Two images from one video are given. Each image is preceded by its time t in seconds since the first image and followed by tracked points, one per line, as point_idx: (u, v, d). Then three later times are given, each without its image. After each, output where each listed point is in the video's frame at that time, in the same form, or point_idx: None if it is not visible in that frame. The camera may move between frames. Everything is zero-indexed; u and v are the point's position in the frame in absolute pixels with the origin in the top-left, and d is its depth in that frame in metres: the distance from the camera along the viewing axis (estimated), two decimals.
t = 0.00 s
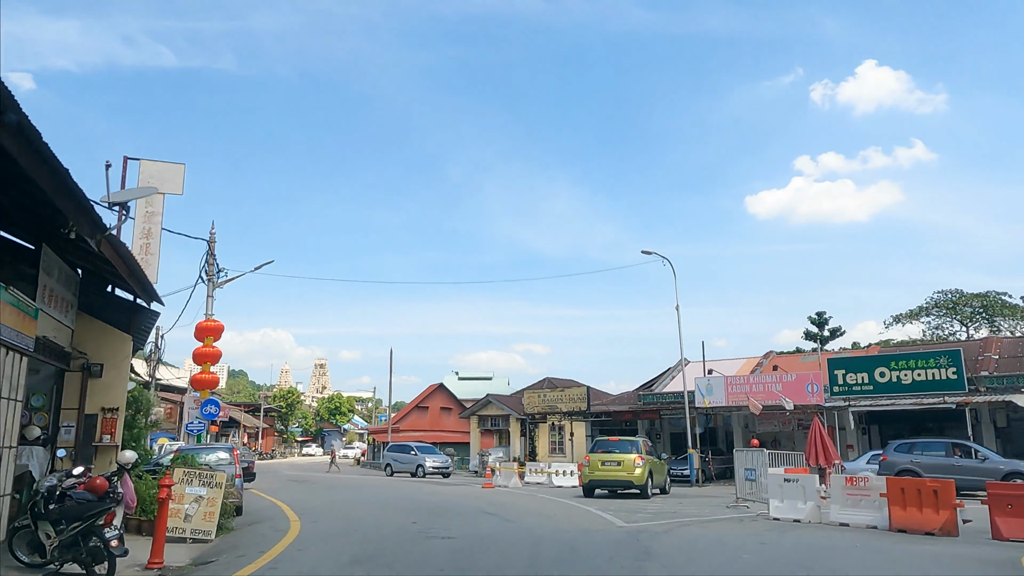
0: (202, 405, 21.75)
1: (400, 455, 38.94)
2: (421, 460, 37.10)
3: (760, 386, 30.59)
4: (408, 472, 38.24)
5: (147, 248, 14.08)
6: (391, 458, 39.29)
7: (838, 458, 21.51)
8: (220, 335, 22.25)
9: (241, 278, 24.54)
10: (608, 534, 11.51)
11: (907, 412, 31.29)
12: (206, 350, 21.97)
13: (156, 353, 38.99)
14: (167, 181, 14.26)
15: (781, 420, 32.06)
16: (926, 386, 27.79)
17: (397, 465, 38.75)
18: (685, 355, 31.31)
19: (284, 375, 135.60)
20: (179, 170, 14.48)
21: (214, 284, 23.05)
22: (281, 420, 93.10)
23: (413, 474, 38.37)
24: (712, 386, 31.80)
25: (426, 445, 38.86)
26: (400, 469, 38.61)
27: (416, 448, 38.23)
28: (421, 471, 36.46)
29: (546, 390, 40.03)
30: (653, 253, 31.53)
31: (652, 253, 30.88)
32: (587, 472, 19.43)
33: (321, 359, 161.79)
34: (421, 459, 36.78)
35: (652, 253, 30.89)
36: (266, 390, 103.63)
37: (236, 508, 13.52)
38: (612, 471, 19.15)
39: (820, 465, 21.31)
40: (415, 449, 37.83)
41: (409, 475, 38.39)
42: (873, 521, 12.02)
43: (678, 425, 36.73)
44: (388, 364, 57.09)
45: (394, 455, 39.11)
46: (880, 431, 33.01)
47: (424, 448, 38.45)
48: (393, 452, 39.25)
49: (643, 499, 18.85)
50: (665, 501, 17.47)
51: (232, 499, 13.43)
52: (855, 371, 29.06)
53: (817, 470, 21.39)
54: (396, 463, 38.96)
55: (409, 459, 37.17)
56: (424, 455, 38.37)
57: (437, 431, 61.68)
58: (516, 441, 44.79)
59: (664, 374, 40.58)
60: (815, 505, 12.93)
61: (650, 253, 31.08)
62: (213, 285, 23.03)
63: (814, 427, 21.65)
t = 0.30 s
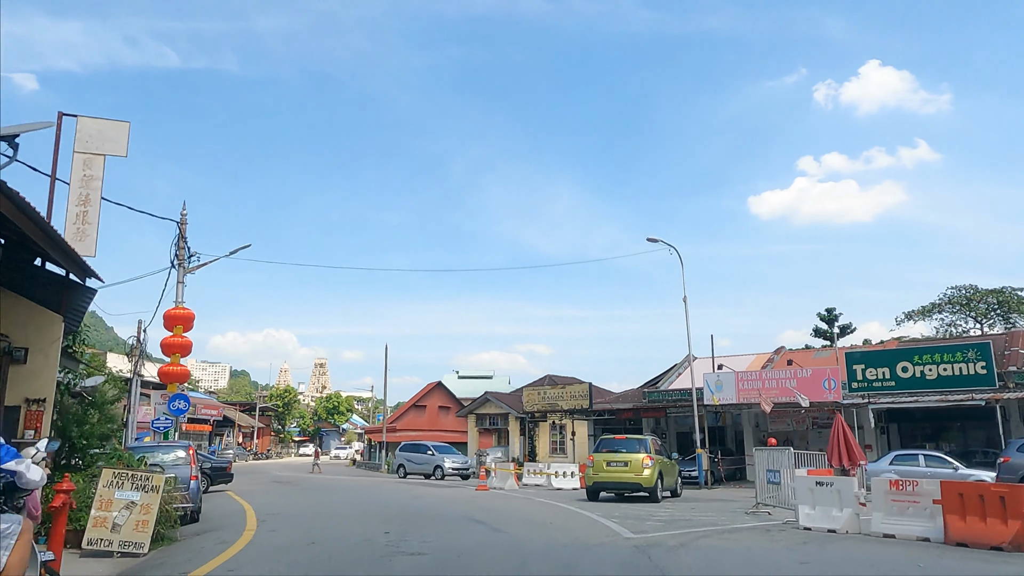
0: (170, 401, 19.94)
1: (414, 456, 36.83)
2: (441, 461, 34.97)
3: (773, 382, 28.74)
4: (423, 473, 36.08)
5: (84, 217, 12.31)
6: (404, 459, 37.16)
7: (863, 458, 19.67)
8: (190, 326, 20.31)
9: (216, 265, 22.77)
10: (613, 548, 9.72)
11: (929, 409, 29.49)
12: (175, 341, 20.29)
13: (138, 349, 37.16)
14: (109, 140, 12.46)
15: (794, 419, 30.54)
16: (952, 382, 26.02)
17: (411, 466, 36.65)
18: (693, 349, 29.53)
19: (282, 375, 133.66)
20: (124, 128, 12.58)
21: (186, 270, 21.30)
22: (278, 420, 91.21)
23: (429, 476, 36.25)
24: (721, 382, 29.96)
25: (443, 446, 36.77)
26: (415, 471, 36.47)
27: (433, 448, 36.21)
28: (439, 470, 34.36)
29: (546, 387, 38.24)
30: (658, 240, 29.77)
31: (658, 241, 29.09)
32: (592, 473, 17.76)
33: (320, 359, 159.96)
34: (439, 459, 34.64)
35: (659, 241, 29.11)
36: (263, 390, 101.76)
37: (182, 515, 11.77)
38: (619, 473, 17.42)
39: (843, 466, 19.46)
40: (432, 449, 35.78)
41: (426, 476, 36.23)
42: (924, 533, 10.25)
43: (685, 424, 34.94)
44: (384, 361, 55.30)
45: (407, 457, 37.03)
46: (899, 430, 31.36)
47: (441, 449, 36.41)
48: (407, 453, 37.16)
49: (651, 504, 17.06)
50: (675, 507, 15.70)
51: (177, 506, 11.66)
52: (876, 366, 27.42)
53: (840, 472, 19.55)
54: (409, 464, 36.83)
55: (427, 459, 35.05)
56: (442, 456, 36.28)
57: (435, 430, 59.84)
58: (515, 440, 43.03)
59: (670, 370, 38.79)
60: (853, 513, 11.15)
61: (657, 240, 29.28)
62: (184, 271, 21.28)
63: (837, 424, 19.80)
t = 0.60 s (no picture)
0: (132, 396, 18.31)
1: (431, 457, 34.69)
2: (462, 463, 32.75)
3: (786, 378, 26.95)
4: (441, 474, 33.95)
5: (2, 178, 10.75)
6: (420, 460, 34.92)
7: (891, 459, 17.97)
8: (156, 316, 18.77)
9: (187, 249, 21.15)
10: (619, 569, 8.03)
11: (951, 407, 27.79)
12: (140, 331, 18.67)
13: (119, 345, 35.57)
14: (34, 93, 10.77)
15: (807, 417, 28.99)
16: (979, 378, 24.31)
17: (428, 467, 34.52)
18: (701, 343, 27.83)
19: (281, 375, 131.84)
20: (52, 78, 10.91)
21: (153, 255, 19.68)
22: (275, 420, 89.56)
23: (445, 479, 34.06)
24: (731, 378, 28.20)
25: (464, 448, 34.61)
26: (432, 472, 34.35)
27: (454, 449, 34.03)
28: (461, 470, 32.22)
29: (546, 385, 36.54)
30: (662, 226, 28.17)
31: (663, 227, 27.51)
32: (595, 476, 16.06)
33: (320, 359, 158.22)
34: (461, 461, 32.45)
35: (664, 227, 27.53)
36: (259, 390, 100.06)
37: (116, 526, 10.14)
38: (625, 476, 15.74)
39: (868, 469, 17.78)
40: (454, 450, 33.65)
41: (443, 478, 34.14)
42: (992, 550, 8.57)
43: (692, 423, 33.30)
44: (379, 359, 53.61)
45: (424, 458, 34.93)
46: (918, 429, 29.65)
47: (462, 451, 34.28)
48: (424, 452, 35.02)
49: (661, 509, 15.35)
50: (687, 515, 14.01)
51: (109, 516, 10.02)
52: (897, 361, 25.61)
53: (866, 474, 17.84)
54: (425, 465, 34.61)
55: (447, 461, 32.86)
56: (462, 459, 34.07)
57: (432, 430, 58.22)
58: (514, 440, 41.38)
59: (675, 366, 37.07)
60: (900, 524, 9.46)
61: (662, 227, 27.72)
62: (150, 256, 19.65)
63: (861, 420, 18.10)
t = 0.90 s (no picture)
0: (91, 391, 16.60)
1: (451, 459, 32.62)
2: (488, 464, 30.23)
3: (801, 373, 25.40)
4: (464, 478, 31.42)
5: None
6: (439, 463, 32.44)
7: (922, 461, 16.38)
8: (118, 303, 17.65)
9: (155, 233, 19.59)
10: None
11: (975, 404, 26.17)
12: (99, 321, 17.09)
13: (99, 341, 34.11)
14: None
15: (820, 417, 28.00)
16: (1008, 373, 22.73)
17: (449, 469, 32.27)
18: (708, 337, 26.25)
19: (279, 374, 130.31)
20: None
21: (114, 238, 18.12)
22: (271, 420, 88.06)
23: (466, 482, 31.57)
24: (741, 374, 26.60)
25: (487, 449, 32.18)
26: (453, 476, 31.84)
27: (478, 450, 31.55)
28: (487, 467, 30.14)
29: (545, 382, 34.95)
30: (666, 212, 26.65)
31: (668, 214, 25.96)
32: (600, 479, 14.48)
33: (318, 360, 156.73)
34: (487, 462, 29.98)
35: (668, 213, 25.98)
36: (255, 390, 98.52)
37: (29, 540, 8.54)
38: (633, 478, 14.16)
39: (897, 471, 16.20)
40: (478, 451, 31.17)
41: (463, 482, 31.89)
42: None
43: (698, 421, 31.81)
44: (373, 356, 52.02)
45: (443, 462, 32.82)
46: (938, 428, 28.06)
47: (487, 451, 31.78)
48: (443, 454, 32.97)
49: (671, 517, 13.77)
50: (701, 525, 12.41)
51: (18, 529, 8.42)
52: (918, 355, 24.03)
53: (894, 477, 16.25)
54: (445, 468, 32.12)
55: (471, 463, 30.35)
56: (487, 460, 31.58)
57: (429, 430, 56.66)
58: (512, 440, 39.82)
59: (681, 363, 35.45)
60: (962, 539, 7.85)
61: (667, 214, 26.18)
62: (112, 240, 18.09)
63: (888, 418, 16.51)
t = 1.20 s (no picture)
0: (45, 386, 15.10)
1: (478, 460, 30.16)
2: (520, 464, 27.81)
3: (816, 368, 23.96)
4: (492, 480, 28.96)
5: None
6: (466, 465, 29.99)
7: (956, 463, 14.89)
8: (76, 290, 16.14)
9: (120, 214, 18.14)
10: None
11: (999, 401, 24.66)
12: (55, 310, 15.64)
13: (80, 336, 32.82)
14: None
15: (835, 415, 26.77)
16: None
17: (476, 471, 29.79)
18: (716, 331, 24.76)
19: (277, 374, 128.74)
20: None
21: (74, 219, 16.66)
22: (268, 420, 86.62)
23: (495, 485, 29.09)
24: (751, 370, 25.13)
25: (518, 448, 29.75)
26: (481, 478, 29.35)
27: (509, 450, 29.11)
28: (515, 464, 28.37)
29: (544, 379, 33.50)
30: (670, 197, 25.11)
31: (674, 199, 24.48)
32: (604, 483, 13.04)
33: (317, 359, 155.25)
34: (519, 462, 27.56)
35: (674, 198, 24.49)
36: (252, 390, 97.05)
37: None
38: (640, 481, 12.69)
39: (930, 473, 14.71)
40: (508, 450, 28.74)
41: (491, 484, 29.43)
42: None
43: (704, 420, 30.36)
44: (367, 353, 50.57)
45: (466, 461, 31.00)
46: (959, 426, 26.53)
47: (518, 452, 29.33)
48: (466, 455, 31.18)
49: (684, 525, 12.29)
50: (718, 536, 10.92)
51: None
52: (942, 349, 22.54)
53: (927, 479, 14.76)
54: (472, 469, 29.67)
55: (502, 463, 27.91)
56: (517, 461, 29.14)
57: (427, 430, 55.19)
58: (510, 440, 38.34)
59: (686, 360, 33.99)
60: None
61: (671, 199, 24.59)
62: (71, 221, 16.63)
63: (919, 413, 15.04)
